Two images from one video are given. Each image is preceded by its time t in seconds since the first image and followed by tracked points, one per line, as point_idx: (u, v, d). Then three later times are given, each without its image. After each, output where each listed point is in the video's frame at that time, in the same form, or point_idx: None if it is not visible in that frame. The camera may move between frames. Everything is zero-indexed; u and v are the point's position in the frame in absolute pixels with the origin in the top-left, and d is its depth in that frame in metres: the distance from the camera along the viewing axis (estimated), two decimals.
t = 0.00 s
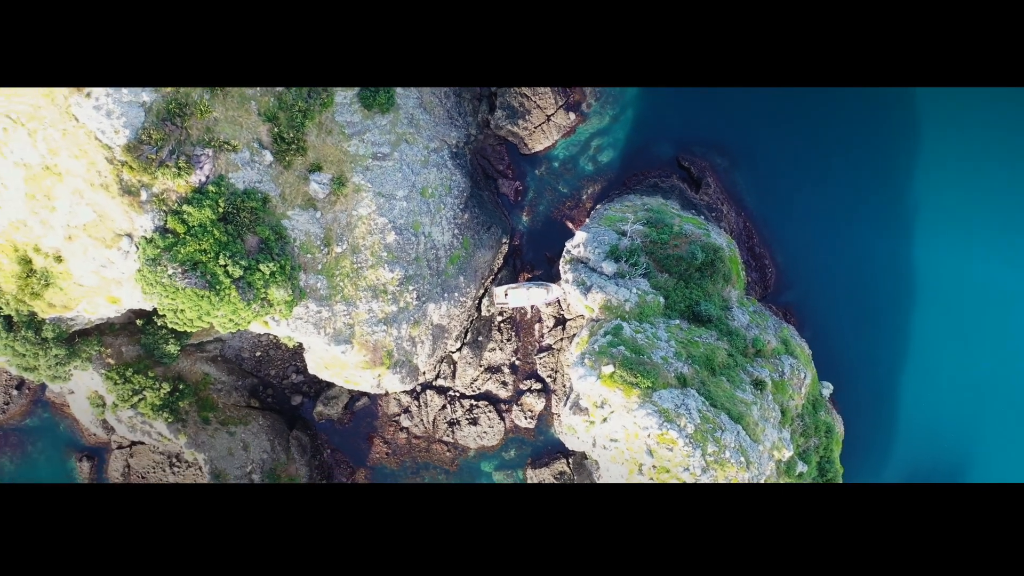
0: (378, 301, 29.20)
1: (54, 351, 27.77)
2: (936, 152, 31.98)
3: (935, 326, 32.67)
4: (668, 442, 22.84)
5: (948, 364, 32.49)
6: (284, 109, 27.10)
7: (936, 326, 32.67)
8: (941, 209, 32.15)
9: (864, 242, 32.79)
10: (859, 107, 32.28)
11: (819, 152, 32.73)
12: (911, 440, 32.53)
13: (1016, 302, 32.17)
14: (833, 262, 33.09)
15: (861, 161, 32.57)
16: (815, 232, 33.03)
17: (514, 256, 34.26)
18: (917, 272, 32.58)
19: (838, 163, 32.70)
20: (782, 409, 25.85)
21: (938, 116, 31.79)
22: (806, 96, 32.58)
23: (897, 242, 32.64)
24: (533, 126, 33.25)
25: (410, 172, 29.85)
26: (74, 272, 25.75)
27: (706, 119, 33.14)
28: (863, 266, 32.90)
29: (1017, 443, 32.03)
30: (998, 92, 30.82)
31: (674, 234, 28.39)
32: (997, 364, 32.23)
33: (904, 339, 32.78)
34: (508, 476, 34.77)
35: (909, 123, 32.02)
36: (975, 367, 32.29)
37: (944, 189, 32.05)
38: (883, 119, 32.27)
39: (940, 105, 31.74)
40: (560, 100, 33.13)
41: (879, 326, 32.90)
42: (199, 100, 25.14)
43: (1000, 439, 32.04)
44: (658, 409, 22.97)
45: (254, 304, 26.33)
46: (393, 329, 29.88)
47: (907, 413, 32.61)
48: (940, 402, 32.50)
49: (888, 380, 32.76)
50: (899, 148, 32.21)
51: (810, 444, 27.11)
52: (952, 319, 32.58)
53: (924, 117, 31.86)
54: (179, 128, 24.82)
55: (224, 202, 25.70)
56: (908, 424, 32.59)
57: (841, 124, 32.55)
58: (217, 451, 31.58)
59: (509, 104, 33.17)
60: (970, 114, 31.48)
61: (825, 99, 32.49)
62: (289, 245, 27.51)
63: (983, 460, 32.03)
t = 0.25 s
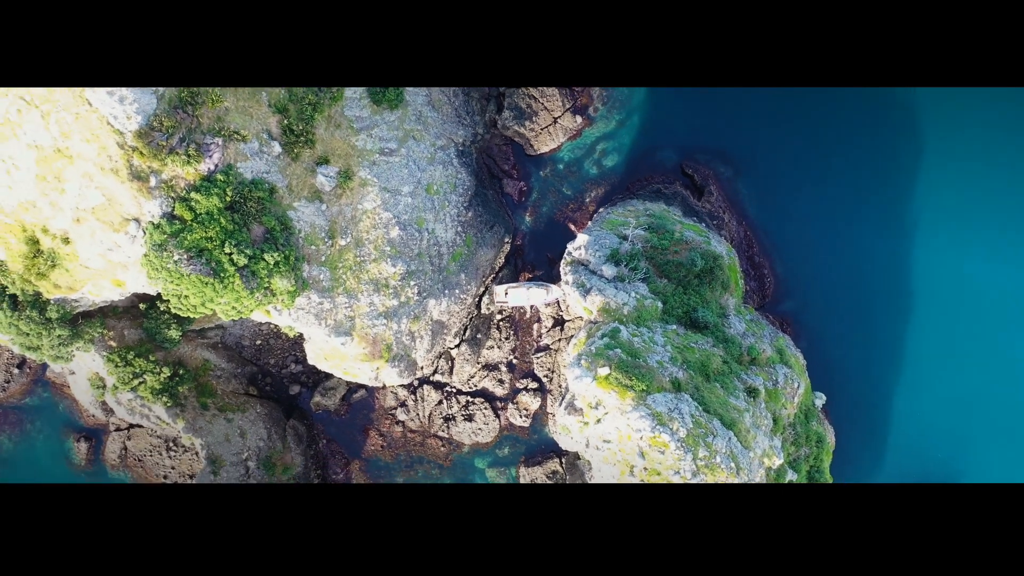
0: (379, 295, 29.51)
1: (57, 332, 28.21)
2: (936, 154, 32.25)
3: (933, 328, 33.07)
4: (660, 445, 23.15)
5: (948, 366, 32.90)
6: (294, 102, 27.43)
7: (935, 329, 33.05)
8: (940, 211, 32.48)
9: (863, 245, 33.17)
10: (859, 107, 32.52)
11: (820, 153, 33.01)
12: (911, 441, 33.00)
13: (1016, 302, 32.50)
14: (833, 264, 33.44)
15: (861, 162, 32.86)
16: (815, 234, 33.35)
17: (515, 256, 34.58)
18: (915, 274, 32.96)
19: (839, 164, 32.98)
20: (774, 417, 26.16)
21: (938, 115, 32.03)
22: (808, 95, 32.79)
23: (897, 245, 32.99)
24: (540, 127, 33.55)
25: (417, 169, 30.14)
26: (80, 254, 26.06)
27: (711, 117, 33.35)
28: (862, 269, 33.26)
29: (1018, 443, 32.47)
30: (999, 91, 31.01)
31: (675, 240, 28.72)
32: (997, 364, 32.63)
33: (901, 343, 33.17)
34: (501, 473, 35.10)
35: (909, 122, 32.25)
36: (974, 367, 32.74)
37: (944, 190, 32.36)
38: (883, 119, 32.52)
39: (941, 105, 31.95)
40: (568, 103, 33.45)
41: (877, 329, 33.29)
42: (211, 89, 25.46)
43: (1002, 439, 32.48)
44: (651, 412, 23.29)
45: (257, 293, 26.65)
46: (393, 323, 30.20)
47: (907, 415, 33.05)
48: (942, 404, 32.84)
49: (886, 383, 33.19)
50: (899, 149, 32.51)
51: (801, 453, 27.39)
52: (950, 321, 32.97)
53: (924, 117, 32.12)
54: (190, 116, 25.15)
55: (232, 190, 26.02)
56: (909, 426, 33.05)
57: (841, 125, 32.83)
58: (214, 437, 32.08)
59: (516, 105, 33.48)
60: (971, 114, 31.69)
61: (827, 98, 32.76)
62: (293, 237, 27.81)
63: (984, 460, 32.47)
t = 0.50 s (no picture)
0: (381, 289, 29.83)
1: (62, 314, 28.32)
2: (935, 155, 32.50)
3: (932, 331, 33.46)
4: (653, 447, 23.48)
5: (947, 368, 33.32)
6: (304, 95, 27.76)
7: (933, 331, 33.45)
8: (940, 212, 32.80)
9: (863, 249, 33.50)
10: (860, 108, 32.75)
11: (822, 154, 33.28)
12: (911, 444, 33.49)
13: (1014, 302, 32.83)
14: (833, 269, 33.75)
15: (861, 164, 33.15)
16: (816, 236, 33.66)
17: (517, 256, 34.88)
18: (914, 278, 33.30)
19: (839, 166, 33.28)
20: (766, 424, 26.47)
21: (938, 115, 32.25)
22: (807, 96, 33.03)
23: (896, 249, 33.32)
24: (546, 129, 33.86)
25: (422, 166, 30.45)
26: (87, 238, 26.36)
27: (711, 119, 33.62)
28: (861, 273, 33.58)
29: (1017, 443, 32.98)
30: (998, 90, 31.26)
31: (675, 246, 29.06)
32: (996, 364, 33.03)
33: (898, 347, 33.54)
34: (495, 471, 35.39)
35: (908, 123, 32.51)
36: (973, 368, 33.16)
37: (944, 192, 32.66)
38: (883, 119, 32.74)
39: (940, 104, 32.17)
40: (574, 106, 33.78)
41: (874, 334, 33.61)
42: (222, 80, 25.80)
43: (1001, 439, 32.96)
44: (645, 415, 23.61)
45: (260, 283, 26.96)
46: (393, 317, 30.51)
47: (906, 418, 33.53)
48: (942, 406, 33.29)
49: (883, 388, 33.59)
50: (898, 150, 32.78)
51: (792, 461, 27.68)
52: (948, 322, 33.37)
53: (924, 117, 32.36)
54: (201, 106, 25.48)
55: (239, 180, 26.35)
56: (908, 428, 33.53)
57: (842, 125, 33.08)
58: (212, 423, 32.41)
59: (523, 106, 33.79)
60: (970, 114, 31.96)
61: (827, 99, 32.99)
62: (298, 228, 28.11)
63: (983, 460, 32.96)
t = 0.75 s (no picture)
0: (382, 283, 30.16)
1: (66, 296, 28.70)
2: (933, 155, 32.70)
3: (930, 334, 33.72)
4: (645, 450, 23.81)
5: (946, 370, 33.56)
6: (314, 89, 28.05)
7: (930, 334, 33.72)
8: (939, 214, 33.04)
9: (861, 255, 33.79)
10: (859, 108, 32.92)
11: (821, 156, 33.56)
12: (911, 446, 33.78)
13: (1013, 302, 33.06)
14: (831, 274, 34.06)
15: (860, 166, 33.39)
16: (817, 239, 33.96)
17: (518, 255, 35.19)
18: (912, 281, 33.58)
19: (838, 168, 33.54)
20: (758, 431, 26.79)
21: (936, 114, 32.41)
22: (807, 97, 33.28)
23: (894, 253, 33.60)
24: (552, 131, 34.21)
25: (428, 162, 30.76)
26: (95, 222, 26.68)
27: (712, 122, 33.94)
28: (859, 278, 33.87)
29: (1018, 442, 33.19)
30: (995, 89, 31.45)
31: (675, 251, 29.40)
32: (995, 365, 33.24)
33: (894, 353, 33.83)
34: (488, 467, 35.69)
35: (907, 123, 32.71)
36: (973, 369, 33.39)
37: (943, 192, 32.88)
38: (882, 119, 32.91)
39: (939, 104, 32.31)
40: (581, 109, 34.12)
41: (870, 340, 33.94)
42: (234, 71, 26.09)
43: (1002, 439, 33.19)
44: (639, 417, 23.94)
45: (264, 272, 27.31)
46: (394, 312, 30.84)
47: (904, 421, 33.83)
48: (942, 408, 33.57)
49: (879, 395, 33.90)
50: (897, 151, 32.97)
51: (783, 469, 27.98)
52: (946, 324, 33.62)
53: (922, 117, 32.53)
54: (212, 95, 25.80)
55: (247, 171, 26.69)
56: (907, 431, 33.84)
57: (844, 125, 33.28)
58: (211, 409, 32.79)
59: (530, 107, 34.14)
60: (969, 113, 32.08)
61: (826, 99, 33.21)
62: (303, 220, 28.43)
63: (984, 460, 33.22)
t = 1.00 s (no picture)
0: (384, 277, 30.47)
1: (72, 277, 28.93)
2: (932, 159, 33.06)
3: (929, 337, 34.04)
4: (637, 451, 24.12)
5: (945, 373, 33.85)
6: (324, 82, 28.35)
7: (929, 337, 34.03)
8: (939, 218, 33.41)
9: (860, 262, 34.11)
10: (860, 111, 33.16)
11: (823, 160, 33.84)
12: (911, 450, 34.05)
13: (1011, 305, 33.44)
14: (831, 280, 34.35)
15: (861, 170, 33.69)
16: (817, 243, 34.27)
17: (520, 254, 35.50)
18: (911, 285, 33.93)
19: (839, 173, 33.83)
20: (750, 438, 27.10)
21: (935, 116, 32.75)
22: (809, 99, 33.53)
23: (892, 259, 33.96)
24: (558, 132, 34.50)
25: (434, 159, 31.06)
26: (102, 205, 26.98)
27: (715, 126, 34.25)
28: (859, 284, 34.18)
29: (1014, 444, 33.47)
30: (993, 91, 31.83)
31: (675, 257, 29.76)
32: (992, 367, 33.60)
33: (892, 359, 34.14)
34: (482, 464, 36.01)
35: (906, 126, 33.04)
36: (972, 370, 33.71)
37: (943, 196, 33.23)
38: (884, 123, 33.22)
39: (939, 106, 32.58)
40: (587, 112, 34.42)
41: (867, 348, 34.25)
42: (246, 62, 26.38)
43: (1002, 440, 33.47)
44: (632, 419, 24.29)
45: (268, 262, 27.59)
46: (395, 306, 31.15)
47: (904, 425, 34.15)
48: (942, 412, 33.86)
49: (875, 403, 34.23)
50: (897, 154, 33.29)
51: (773, 476, 28.25)
52: (945, 328, 33.94)
53: (922, 120, 32.85)
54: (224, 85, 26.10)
55: (256, 160, 27.01)
56: (907, 435, 34.13)
57: (848, 129, 33.55)
58: (209, 395, 33.05)
59: (537, 108, 34.43)
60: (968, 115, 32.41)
61: (828, 101, 33.44)
62: (308, 212, 28.73)
63: (985, 461, 33.52)
